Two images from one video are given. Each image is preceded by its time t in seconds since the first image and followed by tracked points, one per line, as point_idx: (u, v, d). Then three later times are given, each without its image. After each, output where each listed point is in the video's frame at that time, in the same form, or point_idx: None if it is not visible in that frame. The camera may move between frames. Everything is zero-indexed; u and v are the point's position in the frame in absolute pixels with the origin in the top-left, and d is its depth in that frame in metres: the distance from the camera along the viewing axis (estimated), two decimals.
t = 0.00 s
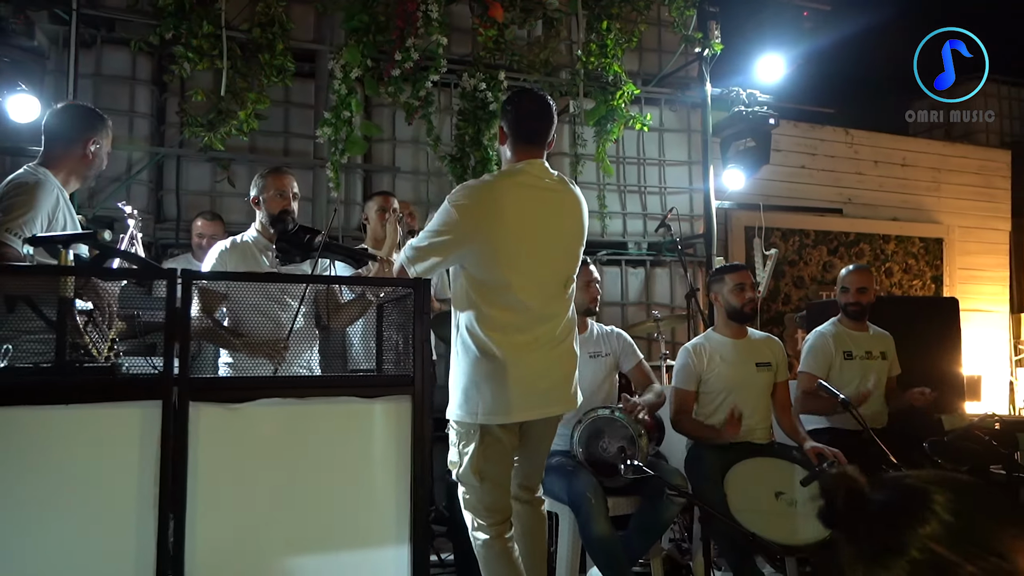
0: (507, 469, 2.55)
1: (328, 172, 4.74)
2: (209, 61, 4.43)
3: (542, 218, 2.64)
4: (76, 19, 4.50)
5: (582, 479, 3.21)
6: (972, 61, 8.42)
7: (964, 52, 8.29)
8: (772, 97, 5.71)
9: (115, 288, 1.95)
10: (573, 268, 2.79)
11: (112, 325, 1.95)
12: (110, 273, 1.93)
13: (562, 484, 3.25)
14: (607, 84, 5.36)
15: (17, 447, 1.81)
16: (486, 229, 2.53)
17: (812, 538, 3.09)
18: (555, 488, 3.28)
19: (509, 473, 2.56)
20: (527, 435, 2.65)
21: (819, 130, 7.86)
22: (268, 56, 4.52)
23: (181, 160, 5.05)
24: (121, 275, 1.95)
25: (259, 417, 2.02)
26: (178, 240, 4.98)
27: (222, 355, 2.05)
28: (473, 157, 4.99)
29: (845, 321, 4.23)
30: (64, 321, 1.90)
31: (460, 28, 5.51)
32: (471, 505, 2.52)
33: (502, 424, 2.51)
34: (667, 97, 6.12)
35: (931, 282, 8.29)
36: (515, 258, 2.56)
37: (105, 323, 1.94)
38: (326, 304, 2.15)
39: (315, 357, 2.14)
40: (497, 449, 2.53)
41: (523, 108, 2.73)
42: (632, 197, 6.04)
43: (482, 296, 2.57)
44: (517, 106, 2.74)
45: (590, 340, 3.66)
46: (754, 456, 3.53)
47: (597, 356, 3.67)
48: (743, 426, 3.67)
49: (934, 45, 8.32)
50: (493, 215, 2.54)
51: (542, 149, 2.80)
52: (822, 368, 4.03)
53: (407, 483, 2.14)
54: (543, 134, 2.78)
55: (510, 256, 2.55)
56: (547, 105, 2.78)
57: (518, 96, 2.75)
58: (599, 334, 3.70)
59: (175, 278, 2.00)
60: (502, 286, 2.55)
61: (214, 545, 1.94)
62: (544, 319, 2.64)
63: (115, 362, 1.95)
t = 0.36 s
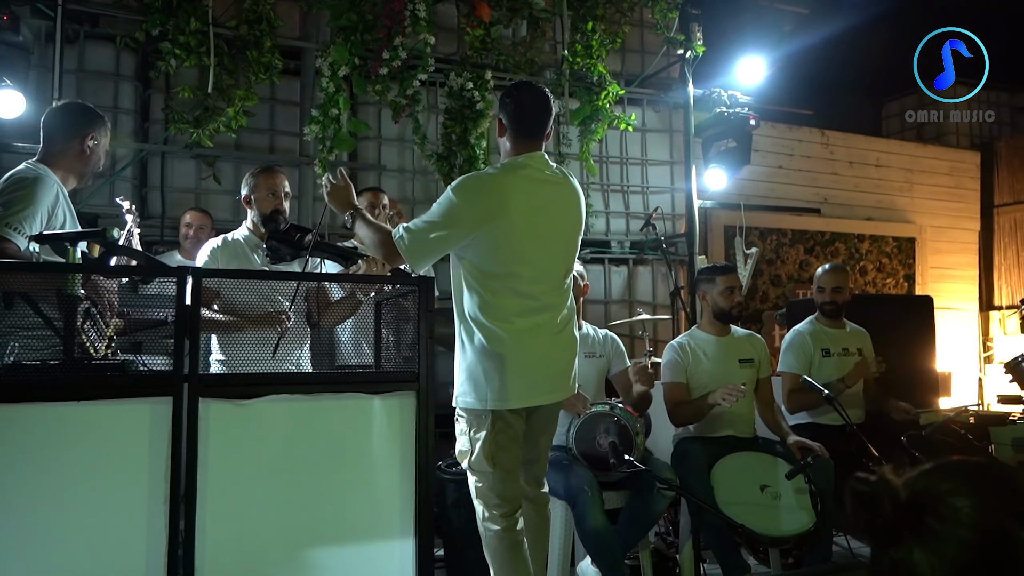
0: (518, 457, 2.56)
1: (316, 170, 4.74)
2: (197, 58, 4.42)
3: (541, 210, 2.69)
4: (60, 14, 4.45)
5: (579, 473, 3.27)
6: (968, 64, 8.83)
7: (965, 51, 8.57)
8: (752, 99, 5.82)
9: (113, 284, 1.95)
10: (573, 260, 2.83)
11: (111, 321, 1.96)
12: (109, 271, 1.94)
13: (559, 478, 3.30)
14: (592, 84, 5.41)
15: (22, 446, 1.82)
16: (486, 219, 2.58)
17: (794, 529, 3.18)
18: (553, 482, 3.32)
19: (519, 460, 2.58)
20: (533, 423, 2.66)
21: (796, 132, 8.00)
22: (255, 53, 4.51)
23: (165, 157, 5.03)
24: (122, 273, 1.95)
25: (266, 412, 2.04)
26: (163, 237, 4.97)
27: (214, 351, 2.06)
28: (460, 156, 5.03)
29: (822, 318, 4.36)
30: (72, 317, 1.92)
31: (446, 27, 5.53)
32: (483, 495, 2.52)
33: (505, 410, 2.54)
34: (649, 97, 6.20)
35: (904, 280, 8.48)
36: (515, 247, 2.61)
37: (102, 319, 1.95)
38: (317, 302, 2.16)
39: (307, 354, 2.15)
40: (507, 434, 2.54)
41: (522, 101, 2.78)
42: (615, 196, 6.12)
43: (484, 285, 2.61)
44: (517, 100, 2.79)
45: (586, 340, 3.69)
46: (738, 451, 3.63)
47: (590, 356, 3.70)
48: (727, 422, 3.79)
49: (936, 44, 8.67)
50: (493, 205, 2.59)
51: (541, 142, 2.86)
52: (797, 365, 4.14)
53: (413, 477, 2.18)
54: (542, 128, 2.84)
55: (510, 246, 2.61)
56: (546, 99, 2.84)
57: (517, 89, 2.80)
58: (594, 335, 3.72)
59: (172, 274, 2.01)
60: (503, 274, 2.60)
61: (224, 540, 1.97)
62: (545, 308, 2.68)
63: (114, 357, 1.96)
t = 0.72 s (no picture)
0: (496, 455, 2.63)
1: (302, 168, 4.74)
2: (181, 55, 4.42)
3: (528, 212, 2.71)
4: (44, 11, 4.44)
5: (548, 463, 3.33)
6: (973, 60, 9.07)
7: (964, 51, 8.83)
8: (736, 99, 5.87)
9: (101, 282, 1.97)
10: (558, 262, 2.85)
11: (98, 318, 1.97)
12: (94, 268, 1.95)
13: (528, 470, 3.36)
14: (577, 83, 5.44)
15: (8, 443, 1.83)
16: (473, 220, 2.61)
17: (774, 523, 3.32)
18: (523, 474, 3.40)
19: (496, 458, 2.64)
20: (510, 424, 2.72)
21: (779, 131, 8.07)
22: (240, 52, 4.51)
23: (150, 155, 5.02)
24: (104, 270, 1.97)
25: (253, 408, 2.07)
26: (148, 235, 4.96)
27: (200, 354, 2.07)
28: (445, 155, 5.05)
29: (806, 315, 4.38)
30: (56, 314, 1.94)
31: (432, 26, 5.54)
32: (460, 491, 2.58)
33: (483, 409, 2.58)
34: (634, 96, 6.24)
35: (886, 278, 8.58)
36: (500, 249, 2.64)
37: (93, 317, 1.96)
38: (301, 300, 2.18)
39: (291, 351, 2.17)
40: (487, 434, 2.61)
41: (512, 104, 2.80)
42: (600, 194, 6.16)
43: (466, 284, 2.64)
44: (505, 103, 2.81)
45: (565, 335, 3.71)
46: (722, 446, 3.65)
47: (570, 352, 3.72)
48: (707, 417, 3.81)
49: (935, 45, 8.87)
50: (480, 205, 2.62)
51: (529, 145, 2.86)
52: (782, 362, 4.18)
53: (397, 472, 2.21)
54: (531, 131, 2.84)
55: (495, 247, 2.63)
56: (535, 104, 2.86)
57: (505, 94, 2.83)
58: (574, 331, 3.74)
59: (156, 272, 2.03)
60: (486, 274, 2.63)
61: (210, 535, 1.99)
62: (527, 309, 2.71)
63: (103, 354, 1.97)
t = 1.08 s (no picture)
0: (450, 456, 2.62)
1: (278, 162, 4.70)
2: (155, 48, 4.40)
3: (491, 211, 2.68)
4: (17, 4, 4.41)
5: (529, 458, 3.28)
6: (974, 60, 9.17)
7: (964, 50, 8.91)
8: (718, 96, 5.84)
9: (61, 271, 1.94)
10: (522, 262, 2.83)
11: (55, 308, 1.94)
12: (49, 255, 1.91)
13: (509, 464, 3.29)
14: (557, 79, 5.42)
15: None
16: (434, 218, 2.58)
17: (745, 518, 3.28)
18: (500, 468, 3.33)
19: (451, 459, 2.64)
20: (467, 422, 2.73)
21: (766, 129, 8.05)
22: (215, 44, 4.46)
23: (126, 149, 4.99)
24: (57, 259, 1.92)
25: (197, 399, 2.01)
26: (123, 230, 4.93)
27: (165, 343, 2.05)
28: (424, 150, 5.02)
29: (781, 311, 4.36)
30: None
31: (413, 20, 5.50)
32: (413, 490, 2.58)
33: (441, 410, 2.58)
34: (617, 93, 6.21)
35: (873, 277, 8.58)
36: (461, 248, 2.61)
37: (49, 311, 1.92)
38: (270, 294, 2.16)
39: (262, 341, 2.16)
40: (441, 435, 2.60)
41: (477, 99, 2.76)
42: (583, 191, 6.14)
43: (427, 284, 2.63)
44: (469, 99, 2.78)
45: (538, 333, 3.71)
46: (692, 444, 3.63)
47: (543, 349, 3.71)
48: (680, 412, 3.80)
49: (935, 45, 8.98)
50: (442, 205, 2.59)
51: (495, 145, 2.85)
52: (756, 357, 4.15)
53: (345, 466, 2.14)
54: (495, 128, 2.81)
55: (457, 246, 2.61)
56: (501, 101, 2.83)
57: (470, 90, 2.78)
58: (548, 329, 3.73)
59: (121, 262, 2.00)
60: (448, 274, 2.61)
61: (150, 527, 1.93)
62: (489, 310, 2.69)
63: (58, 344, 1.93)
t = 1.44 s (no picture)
0: (402, 449, 2.58)
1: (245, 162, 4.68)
2: (119, 47, 4.38)
3: (435, 202, 2.66)
4: None
5: (485, 464, 3.23)
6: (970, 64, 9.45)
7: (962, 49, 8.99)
8: (694, 96, 5.83)
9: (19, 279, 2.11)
10: (469, 253, 2.82)
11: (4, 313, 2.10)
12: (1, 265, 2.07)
13: (464, 470, 3.25)
14: (530, 79, 5.40)
15: None
16: (375, 208, 2.57)
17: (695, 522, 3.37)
18: (456, 472, 3.28)
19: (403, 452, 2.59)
20: (419, 421, 2.68)
21: (749, 129, 8.01)
22: (182, 44, 4.45)
23: (96, 150, 4.98)
24: None
25: (116, 404, 2.12)
26: (92, 230, 4.91)
27: (127, 338, 2.20)
28: (394, 150, 5.02)
29: (746, 313, 4.35)
30: None
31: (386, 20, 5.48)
32: (366, 489, 2.53)
33: (383, 404, 2.55)
34: (594, 94, 6.19)
35: (857, 278, 8.57)
36: (403, 238, 2.60)
37: None
38: (224, 297, 2.31)
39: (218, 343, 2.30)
40: (391, 428, 2.56)
41: (421, 92, 2.75)
42: (559, 191, 6.12)
43: (369, 274, 2.61)
44: (413, 91, 2.76)
45: (508, 345, 3.61)
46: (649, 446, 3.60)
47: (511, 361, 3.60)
48: (640, 415, 3.78)
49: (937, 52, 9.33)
50: (383, 194, 2.57)
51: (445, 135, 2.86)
52: (723, 361, 4.12)
53: (269, 468, 2.27)
54: (442, 120, 2.80)
55: (399, 236, 2.59)
56: (446, 93, 2.82)
57: (414, 81, 2.78)
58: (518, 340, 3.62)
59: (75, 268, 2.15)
60: (390, 264, 2.60)
61: (70, 520, 2.06)
62: (433, 300, 2.67)
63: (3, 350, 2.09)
